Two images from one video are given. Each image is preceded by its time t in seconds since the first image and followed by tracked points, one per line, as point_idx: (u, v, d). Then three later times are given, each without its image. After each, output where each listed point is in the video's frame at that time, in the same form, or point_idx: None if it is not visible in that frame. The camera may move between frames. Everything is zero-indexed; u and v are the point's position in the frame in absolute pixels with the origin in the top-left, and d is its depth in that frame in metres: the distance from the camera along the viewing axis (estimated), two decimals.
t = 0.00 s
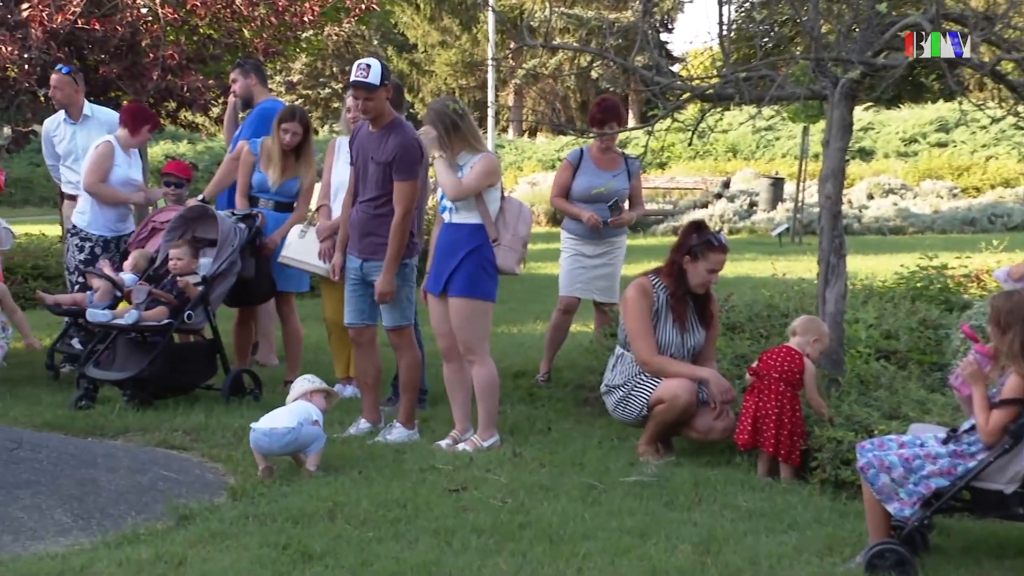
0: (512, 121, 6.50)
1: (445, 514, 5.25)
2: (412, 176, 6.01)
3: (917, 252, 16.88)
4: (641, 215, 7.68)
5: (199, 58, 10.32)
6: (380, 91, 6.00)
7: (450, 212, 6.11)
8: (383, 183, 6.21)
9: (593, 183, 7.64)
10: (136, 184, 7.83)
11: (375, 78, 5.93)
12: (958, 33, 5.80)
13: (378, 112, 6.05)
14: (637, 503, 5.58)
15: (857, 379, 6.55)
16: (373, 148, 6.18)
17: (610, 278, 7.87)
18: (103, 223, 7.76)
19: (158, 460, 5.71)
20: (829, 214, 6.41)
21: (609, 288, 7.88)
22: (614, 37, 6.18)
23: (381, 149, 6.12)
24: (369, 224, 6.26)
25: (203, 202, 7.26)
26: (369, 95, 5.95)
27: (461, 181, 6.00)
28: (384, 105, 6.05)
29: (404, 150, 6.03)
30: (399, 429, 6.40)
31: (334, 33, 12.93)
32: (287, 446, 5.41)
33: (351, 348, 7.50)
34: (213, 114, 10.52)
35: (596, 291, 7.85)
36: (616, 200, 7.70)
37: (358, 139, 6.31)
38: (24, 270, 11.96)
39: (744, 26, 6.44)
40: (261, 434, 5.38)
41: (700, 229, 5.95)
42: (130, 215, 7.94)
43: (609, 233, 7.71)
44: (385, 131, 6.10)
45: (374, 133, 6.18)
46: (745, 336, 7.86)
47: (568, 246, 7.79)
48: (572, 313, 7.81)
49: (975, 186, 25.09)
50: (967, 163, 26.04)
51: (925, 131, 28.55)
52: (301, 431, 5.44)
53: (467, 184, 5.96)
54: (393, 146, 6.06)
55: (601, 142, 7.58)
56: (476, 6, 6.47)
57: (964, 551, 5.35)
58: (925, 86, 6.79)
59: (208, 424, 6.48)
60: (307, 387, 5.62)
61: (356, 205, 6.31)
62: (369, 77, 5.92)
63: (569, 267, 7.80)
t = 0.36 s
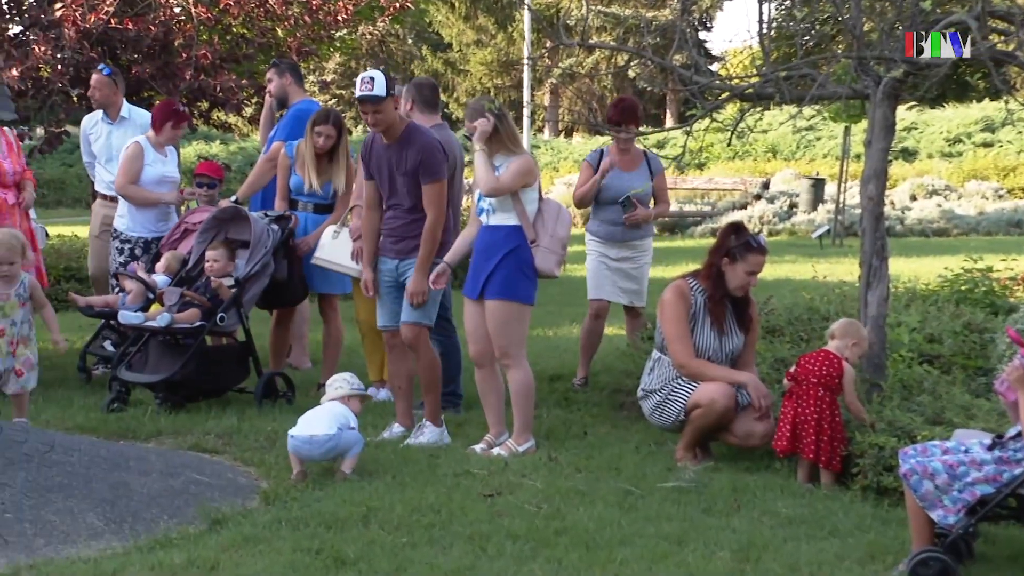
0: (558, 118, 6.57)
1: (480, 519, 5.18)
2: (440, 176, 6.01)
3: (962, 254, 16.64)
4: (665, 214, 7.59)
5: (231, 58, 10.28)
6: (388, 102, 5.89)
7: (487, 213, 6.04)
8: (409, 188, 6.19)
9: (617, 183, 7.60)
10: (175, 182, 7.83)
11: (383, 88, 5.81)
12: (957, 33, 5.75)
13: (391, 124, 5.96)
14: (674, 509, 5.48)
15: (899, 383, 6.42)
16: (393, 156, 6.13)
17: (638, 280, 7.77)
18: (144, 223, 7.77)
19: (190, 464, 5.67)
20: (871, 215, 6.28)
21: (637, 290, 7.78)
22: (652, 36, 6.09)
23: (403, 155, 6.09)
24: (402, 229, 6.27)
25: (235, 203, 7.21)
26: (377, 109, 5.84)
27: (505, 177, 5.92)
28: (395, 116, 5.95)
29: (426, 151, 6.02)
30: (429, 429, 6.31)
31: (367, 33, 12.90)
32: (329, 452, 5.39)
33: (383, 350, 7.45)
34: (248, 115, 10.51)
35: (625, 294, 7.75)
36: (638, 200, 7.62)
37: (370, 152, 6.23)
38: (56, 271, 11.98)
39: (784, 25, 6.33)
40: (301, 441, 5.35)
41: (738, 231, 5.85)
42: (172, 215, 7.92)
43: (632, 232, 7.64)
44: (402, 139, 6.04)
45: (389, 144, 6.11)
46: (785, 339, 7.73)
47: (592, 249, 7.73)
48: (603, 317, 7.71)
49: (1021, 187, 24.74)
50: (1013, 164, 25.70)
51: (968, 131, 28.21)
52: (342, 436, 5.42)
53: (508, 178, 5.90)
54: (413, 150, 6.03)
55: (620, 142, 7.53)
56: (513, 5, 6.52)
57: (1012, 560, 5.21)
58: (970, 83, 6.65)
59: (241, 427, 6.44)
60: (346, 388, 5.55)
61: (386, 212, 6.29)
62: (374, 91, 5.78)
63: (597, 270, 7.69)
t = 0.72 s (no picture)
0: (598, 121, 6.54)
1: (515, 524, 5.12)
2: (467, 198, 5.82)
3: (1008, 257, 16.41)
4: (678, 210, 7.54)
5: (266, 59, 10.28)
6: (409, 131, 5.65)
7: (526, 217, 6.00)
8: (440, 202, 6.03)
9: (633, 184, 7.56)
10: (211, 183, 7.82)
11: (401, 120, 5.57)
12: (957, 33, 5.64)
13: (414, 149, 5.75)
14: (712, 514, 5.40)
15: (943, 388, 6.29)
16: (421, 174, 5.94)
17: (658, 281, 7.71)
18: (180, 223, 7.77)
19: (224, 467, 5.65)
20: (914, 218, 6.17)
21: (661, 290, 7.72)
22: (691, 36, 6.01)
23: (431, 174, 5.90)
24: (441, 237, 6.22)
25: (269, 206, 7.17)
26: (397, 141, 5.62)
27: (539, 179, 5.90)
28: (416, 141, 5.72)
29: (452, 174, 5.80)
30: (458, 439, 6.20)
31: (403, 33, 12.88)
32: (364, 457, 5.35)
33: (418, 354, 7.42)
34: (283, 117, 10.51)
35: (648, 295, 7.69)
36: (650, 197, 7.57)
37: (400, 170, 6.05)
38: (90, 274, 12.04)
39: (824, 24, 6.23)
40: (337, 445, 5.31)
41: (777, 234, 5.77)
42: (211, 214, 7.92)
43: (647, 231, 7.61)
44: (427, 162, 5.84)
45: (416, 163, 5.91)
46: (825, 343, 7.62)
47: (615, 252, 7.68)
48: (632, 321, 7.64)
49: None
50: None
51: (1013, 132, 27.85)
52: (377, 440, 5.37)
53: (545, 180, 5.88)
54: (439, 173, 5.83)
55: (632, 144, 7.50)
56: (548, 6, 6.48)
57: None
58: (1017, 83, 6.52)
59: (275, 430, 6.41)
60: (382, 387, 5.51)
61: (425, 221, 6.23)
62: (392, 123, 5.56)
63: (615, 274, 7.68)
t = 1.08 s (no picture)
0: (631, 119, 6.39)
1: (545, 528, 5.05)
2: (495, 232, 5.72)
3: None
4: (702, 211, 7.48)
5: (295, 58, 10.26)
6: (438, 169, 5.53)
7: (546, 217, 5.93)
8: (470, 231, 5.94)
9: (654, 185, 7.46)
10: (237, 184, 7.75)
11: (430, 160, 5.44)
12: (955, 31, 5.49)
13: (443, 186, 5.63)
14: (745, 518, 5.31)
15: (980, 392, 6.18)
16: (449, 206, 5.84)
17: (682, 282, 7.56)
18: (206, 222, 7.76)
19: (251, 470, 5.62)
20: (951, 218, 6.06)
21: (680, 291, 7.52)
22: (724, 34, 5.93)
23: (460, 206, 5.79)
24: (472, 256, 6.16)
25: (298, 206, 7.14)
26: (427, 180, 5.52)
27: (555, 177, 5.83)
28: (447, 178, 5.60)
29: (481, 209, 5.69)
30: (490, 442, 6.13)
31: (433, 31, 12.83)
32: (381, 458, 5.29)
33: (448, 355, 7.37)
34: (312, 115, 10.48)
35: (670, 290, 7.50)
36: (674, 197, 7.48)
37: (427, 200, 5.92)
38: (118, 275, 12.06)
39: (860, 21, 6.13)
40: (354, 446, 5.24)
41: (810, 235, 5.69)
42: (236, 216, 7.85)
43: (671, 232, 7.49)
44: (457, 196, 5.73)
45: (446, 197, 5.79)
46: (859, 345, 7.51)
47: (639, 253, 7.53)
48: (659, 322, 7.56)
49: None
50: None
51: None
52: (394, 442, 5.29)
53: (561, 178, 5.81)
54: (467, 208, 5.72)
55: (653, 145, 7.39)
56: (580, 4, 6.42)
57: None
58: None
59: (303, 432, 6.38)
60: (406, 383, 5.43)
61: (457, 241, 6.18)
62: (421, 163, 5.44)
63: (638, 275, 7.55)
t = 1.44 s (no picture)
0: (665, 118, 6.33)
1: (569, 533, 4.98)
2: (530, 285, 5.76)
3: None
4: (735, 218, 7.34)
5: (317, 58, 10.24)
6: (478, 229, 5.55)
7: (569, 217, 5.86)
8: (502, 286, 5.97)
9: (686, 186, 7.36)
10: (251, 187, 7.68)
11: (472, 218, 5.46)
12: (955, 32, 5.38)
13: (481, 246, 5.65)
14: (771, 524, 5.23)
15: (1012, 396, 6.07)
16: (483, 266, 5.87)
17: (710, 290, 7.40)
18: (220, 223, 7.71)
19: (273, 473, 5.58)
20: (982, 220, 5.96)
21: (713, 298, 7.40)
22: (751, 34, 5.85)
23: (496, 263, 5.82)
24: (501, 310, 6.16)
25: (319, 207, 7.09)
26: (468, 239, 5.52)
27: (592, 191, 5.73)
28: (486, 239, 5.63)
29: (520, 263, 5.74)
30: (517, 447, 6.05)
31: (456, 31, 12.80)
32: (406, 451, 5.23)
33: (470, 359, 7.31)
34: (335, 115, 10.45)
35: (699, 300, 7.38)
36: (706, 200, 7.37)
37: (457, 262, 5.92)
38: (139, 276, 12.08)
39: (890, 19, 6.04)
40: (376, 444, 5.18)
41: (840, 238, 5.61)
42: (252, 220, 7.79)
43: (703, 236, 7.38)
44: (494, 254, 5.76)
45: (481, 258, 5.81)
46: (888, 349, 7.41)
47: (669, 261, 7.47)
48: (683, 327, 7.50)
49: None
50: None
51: None
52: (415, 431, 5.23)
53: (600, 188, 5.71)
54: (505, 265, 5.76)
55: (687, 145, 7.30)
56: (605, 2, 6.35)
57: None
58: None
59: (325, 436, 6.34)
60: (413, 356, 5.25)
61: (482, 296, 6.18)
62: (464, 222, 5.46)
63: (667, 283, 7.47)
